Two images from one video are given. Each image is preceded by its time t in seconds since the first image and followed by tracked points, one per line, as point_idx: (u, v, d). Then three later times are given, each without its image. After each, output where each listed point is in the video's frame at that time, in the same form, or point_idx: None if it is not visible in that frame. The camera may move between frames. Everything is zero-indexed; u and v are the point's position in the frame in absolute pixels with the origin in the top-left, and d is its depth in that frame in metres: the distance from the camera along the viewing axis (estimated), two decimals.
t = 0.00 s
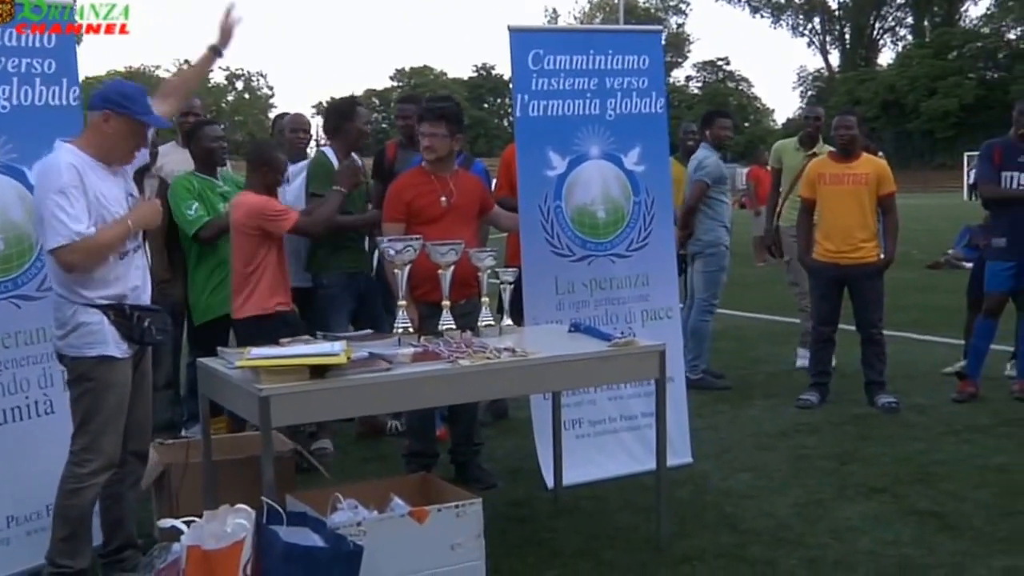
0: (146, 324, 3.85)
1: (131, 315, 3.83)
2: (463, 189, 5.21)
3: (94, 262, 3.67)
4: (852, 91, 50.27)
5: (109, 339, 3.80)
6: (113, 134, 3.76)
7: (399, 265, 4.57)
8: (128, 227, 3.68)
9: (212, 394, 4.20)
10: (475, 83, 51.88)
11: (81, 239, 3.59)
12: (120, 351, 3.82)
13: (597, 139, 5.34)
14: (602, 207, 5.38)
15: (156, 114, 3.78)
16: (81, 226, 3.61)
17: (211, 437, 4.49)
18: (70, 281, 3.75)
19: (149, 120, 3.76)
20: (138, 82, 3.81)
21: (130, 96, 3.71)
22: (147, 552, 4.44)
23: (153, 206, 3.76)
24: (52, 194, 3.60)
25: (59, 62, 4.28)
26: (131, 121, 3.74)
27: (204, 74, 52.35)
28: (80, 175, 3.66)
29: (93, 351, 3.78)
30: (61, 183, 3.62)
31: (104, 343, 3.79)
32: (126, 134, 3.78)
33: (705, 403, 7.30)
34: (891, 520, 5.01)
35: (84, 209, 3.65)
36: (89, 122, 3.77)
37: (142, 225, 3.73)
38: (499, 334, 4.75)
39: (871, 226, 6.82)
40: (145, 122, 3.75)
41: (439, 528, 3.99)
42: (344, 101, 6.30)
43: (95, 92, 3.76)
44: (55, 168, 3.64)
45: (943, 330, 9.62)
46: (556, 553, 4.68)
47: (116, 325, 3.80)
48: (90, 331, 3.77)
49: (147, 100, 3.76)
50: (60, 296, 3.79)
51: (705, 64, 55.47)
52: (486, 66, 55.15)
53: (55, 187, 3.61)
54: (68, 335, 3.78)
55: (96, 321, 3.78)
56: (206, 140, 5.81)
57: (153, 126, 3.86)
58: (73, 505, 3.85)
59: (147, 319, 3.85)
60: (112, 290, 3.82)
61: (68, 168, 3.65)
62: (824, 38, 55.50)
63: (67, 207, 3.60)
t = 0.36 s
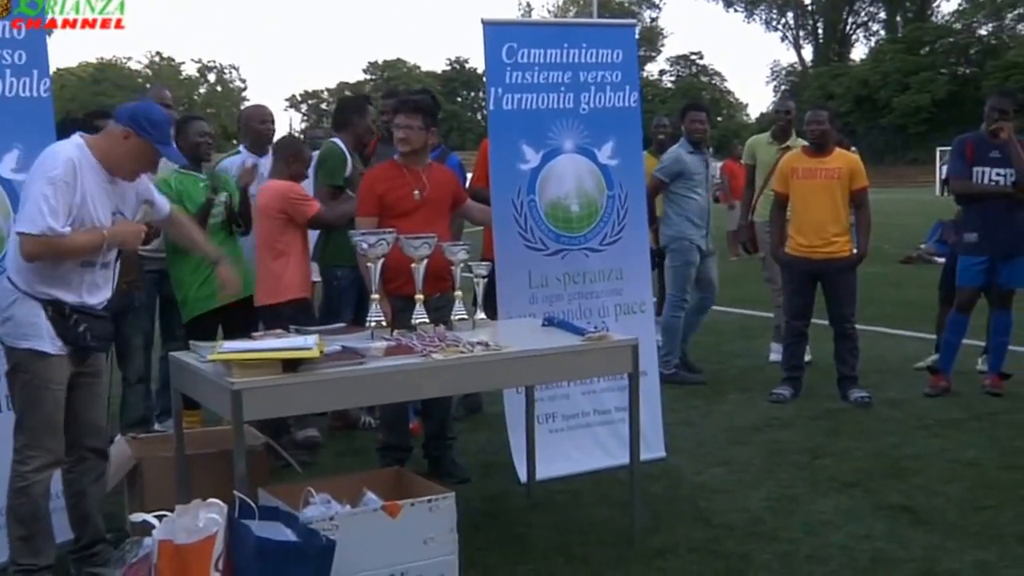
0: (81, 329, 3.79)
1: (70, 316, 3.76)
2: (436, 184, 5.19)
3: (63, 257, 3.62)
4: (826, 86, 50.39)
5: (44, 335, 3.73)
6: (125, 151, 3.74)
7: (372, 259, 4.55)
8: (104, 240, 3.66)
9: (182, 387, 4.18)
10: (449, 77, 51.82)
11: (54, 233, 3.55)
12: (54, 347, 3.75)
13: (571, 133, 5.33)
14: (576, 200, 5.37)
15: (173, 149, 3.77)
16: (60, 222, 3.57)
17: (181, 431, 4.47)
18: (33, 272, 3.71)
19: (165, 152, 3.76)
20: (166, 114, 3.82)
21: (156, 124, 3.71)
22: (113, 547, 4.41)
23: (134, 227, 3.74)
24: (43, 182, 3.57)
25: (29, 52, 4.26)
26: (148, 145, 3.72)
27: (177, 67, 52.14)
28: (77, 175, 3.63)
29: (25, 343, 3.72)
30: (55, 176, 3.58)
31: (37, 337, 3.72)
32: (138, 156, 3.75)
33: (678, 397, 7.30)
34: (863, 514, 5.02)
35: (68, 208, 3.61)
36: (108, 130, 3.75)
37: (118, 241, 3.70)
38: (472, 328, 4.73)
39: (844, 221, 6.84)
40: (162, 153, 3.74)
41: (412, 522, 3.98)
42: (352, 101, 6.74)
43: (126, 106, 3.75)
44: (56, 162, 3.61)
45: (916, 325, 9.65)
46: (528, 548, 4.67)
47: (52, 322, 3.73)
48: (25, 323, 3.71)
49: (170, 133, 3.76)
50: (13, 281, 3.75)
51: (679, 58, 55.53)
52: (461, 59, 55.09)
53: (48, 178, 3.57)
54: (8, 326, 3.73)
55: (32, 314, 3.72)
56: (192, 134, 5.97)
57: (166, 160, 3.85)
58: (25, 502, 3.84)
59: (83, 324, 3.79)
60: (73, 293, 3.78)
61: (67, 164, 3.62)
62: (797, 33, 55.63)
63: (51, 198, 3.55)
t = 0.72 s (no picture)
0: (58, 318, 3.76)
1: (47, 305, 3.73)
2: (412, 177, 5.19)
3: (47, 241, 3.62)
4: (799, 81, 50.49)
5: (21, 322, 3.69)
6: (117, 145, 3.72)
7: (345, 252, 4.54)
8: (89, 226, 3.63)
9: (154, 381, 4.16)
10: (422, 70, 51.77)
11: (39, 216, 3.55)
12: (33, 335, 3.72)
13: (544, 127, 5.32)
14: (549, 194, 5.36)
15: (167, 147, 3.75)
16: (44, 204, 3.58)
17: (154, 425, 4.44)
18: (17, 258, 3.69)
19: (158, 148, 3.74)
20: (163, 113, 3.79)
21: (150, 119, 3.68)
22: (86, 541, 4.39)
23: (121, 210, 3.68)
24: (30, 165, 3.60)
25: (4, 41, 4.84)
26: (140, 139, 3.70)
27: (149, 59, 51.91)
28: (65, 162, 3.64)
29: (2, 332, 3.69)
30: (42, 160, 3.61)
31: (14, 325, 3.68)
32: (132, 150, 3.73)
33: (651, 391, 7.30)
34: (836, 508, 5.03)
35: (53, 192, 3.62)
36: (104, 124, 3.75)
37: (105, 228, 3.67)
38: (445, 322, 4.72)
39: (817, 215, 6.85)
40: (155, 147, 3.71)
41: (385, 517, 3.96)
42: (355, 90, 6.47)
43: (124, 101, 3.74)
44: (46, 148, 3.64)
45: (888, 320, 9.67)
46: (501, 542, 4.66)
47: (29, 311, 3.70)
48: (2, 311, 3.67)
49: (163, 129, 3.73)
50: None
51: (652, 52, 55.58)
52: (435, 52, 55.03)
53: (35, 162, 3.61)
54: None
55: (9, 303, 3.68)
56: (179, 125, 5.81)
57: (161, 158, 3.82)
58: (11, 494, 3.82)
59: (59, 313, 3.76)
60: (53, 281, 3.75)
61: (55, 151, 3.63)
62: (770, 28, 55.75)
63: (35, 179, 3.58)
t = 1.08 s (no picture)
0: (44, 312, 3.75)
1: (32, 299, 3.72)
2: (387, 172, 5.20)
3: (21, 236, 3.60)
4: (771, 74, 50.61)
5: (7, 318, 3.67)
6: (87, 133, 3.69)
7: (318, 245, 4.52)
8: (65, 218, 3.62)
9: (126, 375, 4.14)
10: (395, 62, 51.73)
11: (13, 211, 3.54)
12: (19, 331, 3.70)
13: (517, 120, 5.32)
14: (522, 188, 5.36)
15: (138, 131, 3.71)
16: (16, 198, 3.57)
17: (126, 419, 4.41)
18: None
19: (128, 134, 3.70)
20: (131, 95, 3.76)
21: (118, 105, 3.65)
22: (57, 536, 4.37)
23: (93, 205, 3.67)
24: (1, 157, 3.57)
25: None
26: (111, 126, 3.67)
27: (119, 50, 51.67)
28: (35, 152, 3.62)
29: None
30: (13, 150, 3.58)
31: None
32: (103, 137, 3.70)
33: (624, 385, 7.31)
34: (808, 502, 5.04)
35: (26, 184, 3.60)
36: (72, 111, 3.71)
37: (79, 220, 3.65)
38: (418, 316, 4.71)
39: (789, 209, 6.86)
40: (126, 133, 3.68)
41: (358, 511, 3.95)
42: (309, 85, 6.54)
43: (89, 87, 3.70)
44: (16, 138, 3.60)
45: (859, 314, 9.71)
46: (474, 537, 4.66)
47: (15, 306, 3.68)
48: None
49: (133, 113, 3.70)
50: None
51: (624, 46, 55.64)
52: (407, 44, 54.96)
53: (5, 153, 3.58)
54: None
55: None
56: (156, 118, 5.66)
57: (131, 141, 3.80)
58: None
59: (45, 306, 3.75)
60: (39, 276, 3.74)
61: (25, 140, 3.61)
62: (743, 22, 55.87)
63: (8, 172, 3.56)
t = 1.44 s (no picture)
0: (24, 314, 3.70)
1: (10, 301, 3.68)
2: (362, 165, 5.21)
3: None
4: (745, 68, 50.71)
5: None
6: (59, 130, 3.64)
7: (292, 239, 4.51)
8: (39, 216, 3.61)
9: (99, 369, 4.12)
10: (369, 54, 51.66)
11: None
12: None
13: (492, 114, 5.31)
14: (496, 181, 5.36)
15: (111, 126, 3.66)
16: None
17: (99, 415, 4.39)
18: None
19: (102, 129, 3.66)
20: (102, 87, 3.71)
21: (92, 101, 3.59)
22: (29, 532, 4.35)
23: (65, 201, 3.67)
24: None
25: None
26: (85, 123, 3.62)
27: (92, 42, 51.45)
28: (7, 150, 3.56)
29: None
30: None
31: None
32: (75, 133, 3.65)
33: (598, 379, 7.32)
34: (781, 496, 5.06)
35: None
36: (43, 105, 3.64)
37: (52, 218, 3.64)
38: (393, 309, 4.70)
39: (763, 202, 6.88)
40: (99, 130, 3.63)
41: (332, 505, 3.95)
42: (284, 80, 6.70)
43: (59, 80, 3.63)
44: None
45: (833, 307, 9.74)
46: (449, 530, 4.66)
47: None
48: None
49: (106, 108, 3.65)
50: None
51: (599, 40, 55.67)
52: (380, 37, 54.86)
53: None
54: None
55: None
56: (135, 110, 5.64)
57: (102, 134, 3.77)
58: None
59: (24, 308, 3.69)
60: (16, 279, 3.74)
61: None
62: (717, 17, 55.96)
63: None
